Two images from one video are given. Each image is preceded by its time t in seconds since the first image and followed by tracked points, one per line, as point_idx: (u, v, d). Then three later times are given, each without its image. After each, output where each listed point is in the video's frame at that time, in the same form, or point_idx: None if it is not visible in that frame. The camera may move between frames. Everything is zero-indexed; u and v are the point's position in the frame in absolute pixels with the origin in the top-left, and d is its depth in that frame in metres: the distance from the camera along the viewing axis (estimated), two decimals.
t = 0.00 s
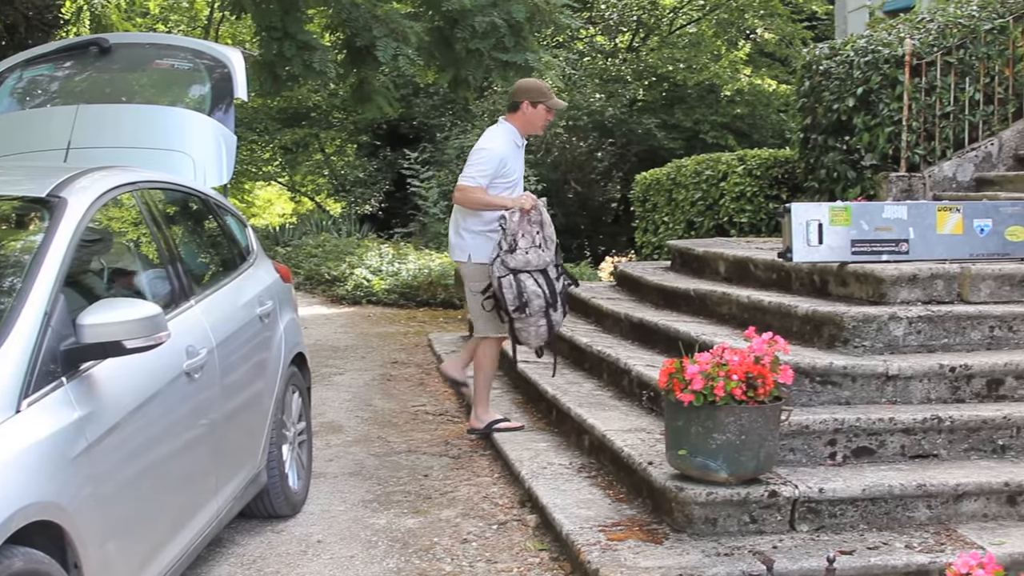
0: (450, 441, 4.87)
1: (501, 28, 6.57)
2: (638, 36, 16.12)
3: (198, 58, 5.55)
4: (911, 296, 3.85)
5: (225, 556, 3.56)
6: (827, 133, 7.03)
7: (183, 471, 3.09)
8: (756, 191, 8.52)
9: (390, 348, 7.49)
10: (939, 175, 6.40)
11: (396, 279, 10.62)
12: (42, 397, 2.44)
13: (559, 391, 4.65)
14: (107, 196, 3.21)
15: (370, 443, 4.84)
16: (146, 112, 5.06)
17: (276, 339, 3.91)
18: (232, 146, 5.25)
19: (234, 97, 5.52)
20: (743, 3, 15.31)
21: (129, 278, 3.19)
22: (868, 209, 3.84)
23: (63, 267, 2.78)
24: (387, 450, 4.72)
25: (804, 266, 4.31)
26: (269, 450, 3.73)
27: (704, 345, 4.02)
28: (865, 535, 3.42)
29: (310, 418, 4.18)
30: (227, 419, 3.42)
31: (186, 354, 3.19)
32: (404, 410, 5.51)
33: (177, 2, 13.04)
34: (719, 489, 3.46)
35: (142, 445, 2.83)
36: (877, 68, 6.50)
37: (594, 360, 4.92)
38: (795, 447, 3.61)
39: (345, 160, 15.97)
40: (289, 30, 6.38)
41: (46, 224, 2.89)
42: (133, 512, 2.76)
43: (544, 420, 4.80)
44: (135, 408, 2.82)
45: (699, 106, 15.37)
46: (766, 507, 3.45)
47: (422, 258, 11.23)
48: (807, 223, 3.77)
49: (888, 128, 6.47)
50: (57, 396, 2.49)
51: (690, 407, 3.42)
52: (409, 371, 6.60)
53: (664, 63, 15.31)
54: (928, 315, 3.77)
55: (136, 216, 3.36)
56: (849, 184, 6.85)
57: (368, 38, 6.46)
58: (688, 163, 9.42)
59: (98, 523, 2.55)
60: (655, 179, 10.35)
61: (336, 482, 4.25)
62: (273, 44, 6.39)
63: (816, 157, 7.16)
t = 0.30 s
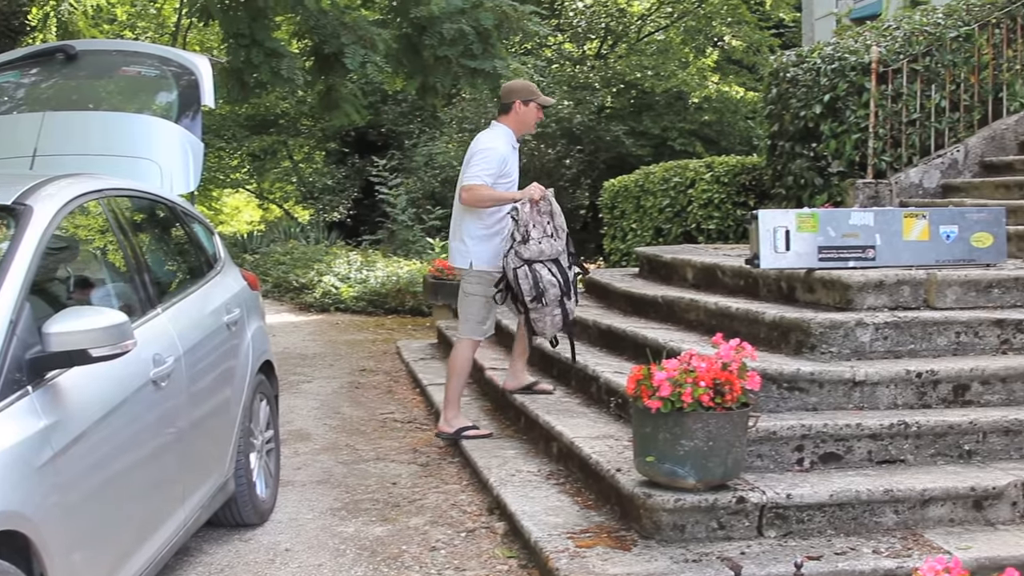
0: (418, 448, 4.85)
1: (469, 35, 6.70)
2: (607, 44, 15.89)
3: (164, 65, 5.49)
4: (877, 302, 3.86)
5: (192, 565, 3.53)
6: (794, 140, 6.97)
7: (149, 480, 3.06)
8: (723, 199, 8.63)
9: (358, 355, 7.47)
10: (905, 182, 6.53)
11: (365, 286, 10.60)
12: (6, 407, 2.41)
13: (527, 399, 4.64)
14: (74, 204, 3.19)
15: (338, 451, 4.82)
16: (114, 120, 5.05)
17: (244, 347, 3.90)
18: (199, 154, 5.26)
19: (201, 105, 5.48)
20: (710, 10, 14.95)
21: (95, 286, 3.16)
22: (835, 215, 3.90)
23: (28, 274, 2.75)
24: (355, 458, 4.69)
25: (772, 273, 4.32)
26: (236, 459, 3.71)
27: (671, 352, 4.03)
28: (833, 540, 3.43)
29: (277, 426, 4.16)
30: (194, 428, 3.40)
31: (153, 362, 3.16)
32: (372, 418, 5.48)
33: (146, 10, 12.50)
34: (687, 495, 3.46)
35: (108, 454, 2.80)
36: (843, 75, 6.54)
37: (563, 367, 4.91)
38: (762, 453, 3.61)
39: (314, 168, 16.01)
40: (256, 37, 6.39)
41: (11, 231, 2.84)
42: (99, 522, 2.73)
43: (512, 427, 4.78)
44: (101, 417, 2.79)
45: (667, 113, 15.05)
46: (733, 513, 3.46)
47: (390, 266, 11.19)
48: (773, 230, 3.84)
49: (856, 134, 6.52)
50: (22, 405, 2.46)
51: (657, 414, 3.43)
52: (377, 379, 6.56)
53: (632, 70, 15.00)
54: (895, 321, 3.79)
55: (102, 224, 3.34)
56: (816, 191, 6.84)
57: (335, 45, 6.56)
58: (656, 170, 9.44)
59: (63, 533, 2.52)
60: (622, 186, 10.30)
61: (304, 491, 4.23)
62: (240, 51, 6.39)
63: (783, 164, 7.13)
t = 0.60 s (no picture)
0: (384, 457, 4.83)
1: (435, 44, 6.82)
2: (573, 52, 16.60)
3: (129, 73, 5.60)
4: (843, 309, 3.89)
5: None
6: (759, 148, 7.08)
7: (113, 490, 3.02)
8: (689, 207, 8.65)
9: (324, 364, 7.47)
10: (870, 190, 6.51)
11: (331, 294, 10.60)
12: None
13: (493, 407, 4.64)
14: (38, 212, 3.14)
15: (305, 460, 4.80)
16: (78, 127, 5.12)
17: (209, 356, 3.88)
18: (164, 161, 5.38)
19: (166, 113, 5.62)
20: (676, 19, 15.73)
21: (60, 295, 3.12)
22: (801, 223, 3.91)
23: None
24: (321, 467, 4.67)
25: (737, 281, 4.34)
26: (202, 468, 3.68)
27: (638, 360, 4.05)
28: (798, 547, 3.43)
29: (243, 435, 4.14)
30: (159, 437, 3.37)
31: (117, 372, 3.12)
32: (338, 427, 5.46)
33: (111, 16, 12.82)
34: (653, 503, 3.46)
35: (71, 464, 2.76)
36: (808, 84, 6.64)
37: (528, 375, 4.91)
38: (728, 460, 3.61)
39: (280, 177, 15.99)
40: (222, 46, 6.53)
41: None
42: (62, 533, 2.68)
43: (478, 435, 4.78)
44: (64, 427, 2.74)
45: (633, 122, 16.10)
46: (699, 521, 3.46)
47: (357, 274, 11.20)
48: (739, 237, 3.85)
49: (820, 142, 6.58)
50: None
51: (623, 422, 3.43)
52: (342, 388, 6.54)
53: (599, 78, 15.68)
54: (859, 328, 3.81)
55: (66, 233, 3.30)
56: (782, 199, 6.92)
57: (301, 54, 6.73)
58: (622, 179, 9.54)
59: (27, 544, 2.47)
60: (589, 195, 10.43)
61: (270, 500, 4.21)
62: (206, 58, 6.55)
63: (748, 172, 7.21)
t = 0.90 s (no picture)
0: (349, 467, 4.82)
1: (400, 52, 7.17)
2: (538, 61, 16.96)
3: (92, 82, 5.47)
4: (806, 317, 3.96)
5: None
6: (723, 157, 7.41)
7: (78, 501, 2.96)
8: (653, 215, 8.76)
9: (289, 374, 7.46)
10: (834, 199, 6.64)
11: (296, 303, 10.59)
12: None
13: (459, 415, 4.64)
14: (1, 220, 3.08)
15: (270, 470, 4.79)
16: (40, 137, 5.14)
17: (173, 366, 3.86)
18: (127, 169, 5.39)
19: (130, 121, 5.61)
20: (640, 28, 16.36)
21: (23, 305, 3.05)
22: (763, 232, 4.06)
23: None
24: (286, 477, 4.66)
25: (702, 290, 4.38)
26: (166, 478, 3.65)
27: (603, 368, 4.08)
28: (763, 554, 3.42)
29: (207, 445, 4.13)
30: (123, 447, 3.32)
31: (81, 382, 3.07)
32: (303, 437, 5.44)
33: (74, 25, 12.90)
34: (618, 511, 3.44)
35: (36, 474, 2.69)
36: (772, 93, 6.85)
37: (494, 385, 4.90)
38: (693, 468, 3.62)
39: (244, 185, 15.85)
40: (186, 54, 6.79)
41: None
42: (28, 545, 2.61)
43: (443, 444, 4.77)
44: (29, 437, 2.68)
45: (598, 130, 16.41)
46: (665, 529, 3.43)
47: (322, 283, 11.18)
48: (703, 245, 3.98)
49: (784, 151, 6.77)
50: None
51: (587, 431, 3.41)
52: (308, 397, 6.53)
53: (564, 87, 16.17)
54: (823, 336, 3.88)
55: (29, 242, 3.24)
56: (746, 207, 7.22)
57: (266, 62, 7.06)
58: (586, 188, 9.63)
59: None
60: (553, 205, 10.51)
61: (235, 510, 4.20)
62: (170, 67, 6.77)
63: (713, 180, 7.57)
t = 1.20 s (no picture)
0: (317, 477, 4.81)
1: (367, 62, 7.31)
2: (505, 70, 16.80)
3: (58, 92, 5.25)
4: (773, 326, 4.00)
5: None
6: (690, 166, 7.40)
7: (45, 512, 2.90)
8: (621, 225, 8.82)
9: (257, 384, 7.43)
10: (800, 208, 6.71)
11: (263, 313, 10.57)
12: None
13: (426, 425, 4.64)
14: None
15: (237, 480, 4.77)
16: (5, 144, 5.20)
17: (139, 377, 3.84)
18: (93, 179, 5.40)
19: (96, 130, 5.43)
20: (608, 38, 16.36)
21: None
22: (730, 241, 4.12)
23: None
24: (253, 488, 4.64)
25: (669, 299, 4.43)
26: (132, 489, 3.63)
27: (571, 377, 4.10)
28: (731, 563, 3.40)
29: (174, 455, 4.12)
30: (89, 458, 3.27)
31: (46, 393, 3.01)
32: (270, 447, 5.42)
33: (41, 34, 12.92)
34: (586, 520, 3.42)
35: (3, 487, 2.63)
36: (739, 103, 6.93)
37: (461, 394, 4.90)
38: (661, 477, 3.61)
39: (212, 196, 15.88)
40: (152, 64, 6.76)
41: None
42: None
43: (411, 454, 4.77)
44: None
45: (566, 140, 16.31)
46: (633, 538, 3.41)
47: (289, 293, 11.15)
48: (670, 255, 4.03)
49: (751, 160, 6.86)
50: None
51: (555, 440, 3.39)
52: (275, 408, 6.50)
53: (532, 97, 15.83)
54: (789, 345, 3.91)
55: None
56: (714, 217, 7.23)
57: (233, 71, 7.08)
58: (554, 198, 9.67)
59: None
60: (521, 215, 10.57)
61: (202, 521, 4.18)
62: (136, 77, 6.72)
63: (681, 190, 7.54)
